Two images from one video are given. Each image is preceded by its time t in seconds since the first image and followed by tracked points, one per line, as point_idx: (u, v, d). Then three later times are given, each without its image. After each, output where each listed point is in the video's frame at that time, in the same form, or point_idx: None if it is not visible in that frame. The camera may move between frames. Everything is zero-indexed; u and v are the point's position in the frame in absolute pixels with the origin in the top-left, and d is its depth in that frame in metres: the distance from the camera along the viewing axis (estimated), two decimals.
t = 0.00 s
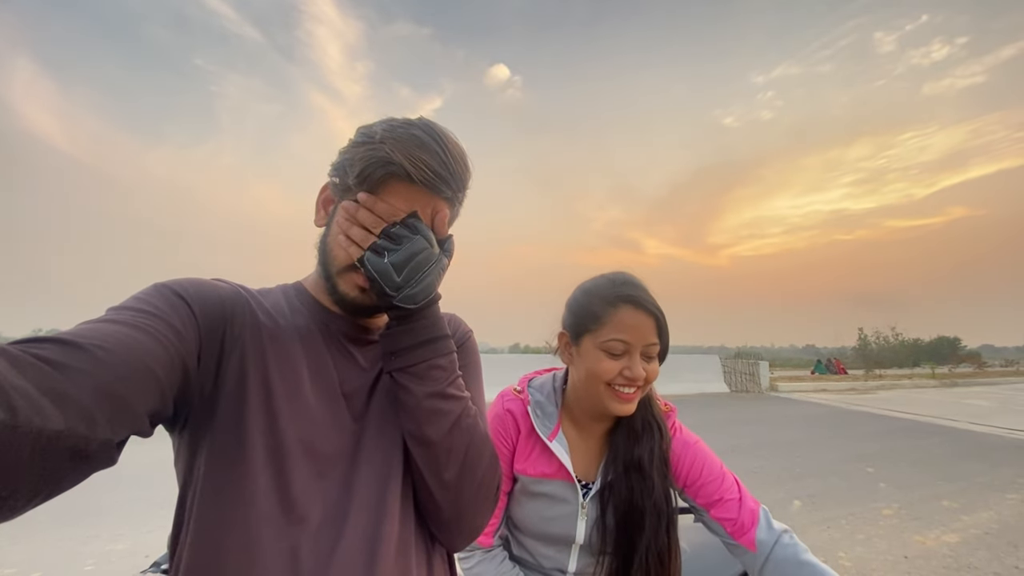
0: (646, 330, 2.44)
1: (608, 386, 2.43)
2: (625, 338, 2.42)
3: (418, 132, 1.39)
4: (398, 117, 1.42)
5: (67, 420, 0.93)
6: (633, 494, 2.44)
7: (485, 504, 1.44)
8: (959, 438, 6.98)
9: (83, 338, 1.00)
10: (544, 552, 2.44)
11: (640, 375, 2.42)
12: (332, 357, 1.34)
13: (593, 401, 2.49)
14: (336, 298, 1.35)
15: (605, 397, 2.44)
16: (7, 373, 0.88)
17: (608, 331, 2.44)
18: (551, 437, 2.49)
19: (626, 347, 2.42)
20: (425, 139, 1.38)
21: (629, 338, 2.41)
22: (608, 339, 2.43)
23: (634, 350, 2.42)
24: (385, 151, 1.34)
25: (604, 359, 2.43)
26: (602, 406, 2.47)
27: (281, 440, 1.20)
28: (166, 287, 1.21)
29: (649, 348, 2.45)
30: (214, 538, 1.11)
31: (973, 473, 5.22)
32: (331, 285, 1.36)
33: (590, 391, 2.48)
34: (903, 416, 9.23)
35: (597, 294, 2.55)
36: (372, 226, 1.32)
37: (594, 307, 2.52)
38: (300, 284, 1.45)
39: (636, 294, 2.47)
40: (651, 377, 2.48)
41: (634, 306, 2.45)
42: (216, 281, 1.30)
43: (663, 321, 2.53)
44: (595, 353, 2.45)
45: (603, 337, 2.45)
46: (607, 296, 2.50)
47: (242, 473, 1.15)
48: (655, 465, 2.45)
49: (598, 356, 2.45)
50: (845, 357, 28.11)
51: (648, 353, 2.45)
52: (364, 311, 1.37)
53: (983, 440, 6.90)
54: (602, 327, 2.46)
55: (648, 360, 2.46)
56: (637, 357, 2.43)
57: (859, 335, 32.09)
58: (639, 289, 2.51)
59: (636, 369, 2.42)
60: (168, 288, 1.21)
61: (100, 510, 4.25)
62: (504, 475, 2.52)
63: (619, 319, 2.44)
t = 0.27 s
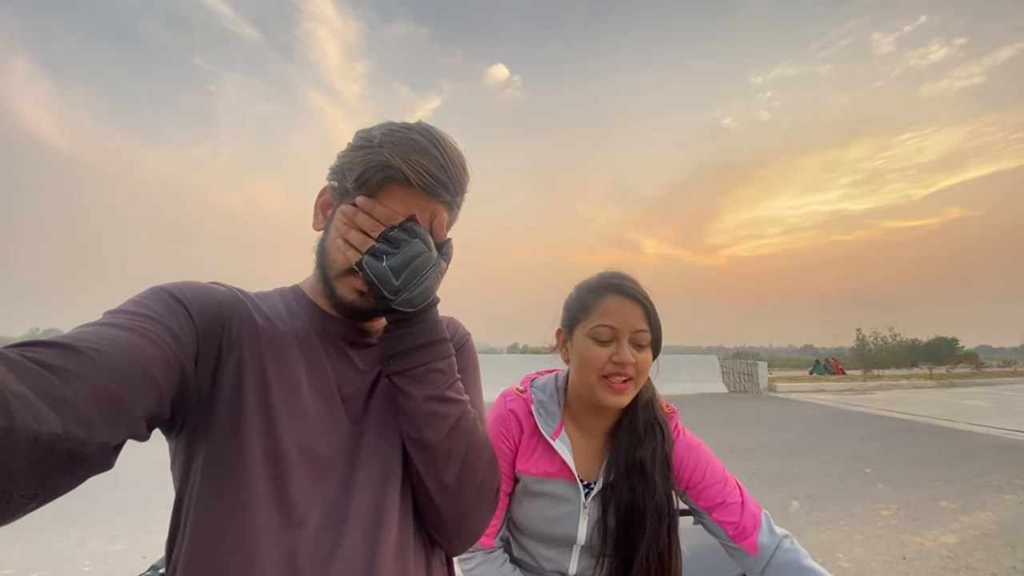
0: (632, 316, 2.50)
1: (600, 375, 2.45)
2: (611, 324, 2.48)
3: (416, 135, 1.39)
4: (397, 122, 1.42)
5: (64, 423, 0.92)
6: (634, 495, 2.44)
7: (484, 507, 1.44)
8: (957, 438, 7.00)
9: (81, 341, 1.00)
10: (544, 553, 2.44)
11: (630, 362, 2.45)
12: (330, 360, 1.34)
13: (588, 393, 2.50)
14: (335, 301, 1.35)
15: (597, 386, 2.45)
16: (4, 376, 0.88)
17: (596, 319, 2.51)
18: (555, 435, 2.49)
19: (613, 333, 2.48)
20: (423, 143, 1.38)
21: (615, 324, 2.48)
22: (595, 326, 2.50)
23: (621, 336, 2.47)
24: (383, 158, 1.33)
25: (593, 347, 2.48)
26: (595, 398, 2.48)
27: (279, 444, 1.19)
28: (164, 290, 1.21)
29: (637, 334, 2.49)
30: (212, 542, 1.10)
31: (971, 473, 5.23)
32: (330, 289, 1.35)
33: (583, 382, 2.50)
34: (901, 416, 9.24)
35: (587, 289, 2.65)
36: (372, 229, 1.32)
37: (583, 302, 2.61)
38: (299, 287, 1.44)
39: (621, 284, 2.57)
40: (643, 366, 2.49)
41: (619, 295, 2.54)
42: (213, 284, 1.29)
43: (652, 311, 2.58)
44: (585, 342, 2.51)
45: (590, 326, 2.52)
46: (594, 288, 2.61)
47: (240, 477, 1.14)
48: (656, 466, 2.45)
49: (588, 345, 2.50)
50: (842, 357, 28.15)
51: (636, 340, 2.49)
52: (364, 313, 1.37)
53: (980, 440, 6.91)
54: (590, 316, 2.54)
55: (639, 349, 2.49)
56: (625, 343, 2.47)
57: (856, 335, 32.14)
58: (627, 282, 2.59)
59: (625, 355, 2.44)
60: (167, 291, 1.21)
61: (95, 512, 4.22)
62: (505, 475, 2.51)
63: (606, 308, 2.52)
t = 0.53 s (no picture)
0: (639, 317, 2.50)
1: (608, 376, 2.45)
2: (619, 325, 2.48)
3: (417, 137, 1.38)
4: (397, 123, 1.42)
5: (62, 422, 0.92)
6: (640, 495, 2.44)
7: (484, 507, 1.44)
8: (955, 438, 7.01)
9: (80, 341, 0.99)
10: (545, 554, 2.44)
11: (639, 363, 2.45)
12: (330, 361, 1.34)
13: (596, 394, 2.49)
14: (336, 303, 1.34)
15: (605, 387, 2.45)
16: (3, 375, 0.87)
17: (603, 321, 2.51)
18: (560, 435, 2.49)
19: (621, 334, 2.48)
20: (424, 145, 1.37)
21: (623, 325, 2.48)
22: (603, 327, 2.50)
23: (629, 337, 2.48)
24: (383, 157, 1.33)
25: (600, 347, 2.48)
26: (603, 399, 2.48)
27: (278, 443, 1.19)
28: (163, 290, 1.20)
29: (644, 335, 2.49)
30: (210, 541, 1.10)
31: (969, 473, 5.24)
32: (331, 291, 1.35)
33: (590, 382, 2.49)
34: (899, 417, 9.26)
35: (592, 290, 2.65)
36: (372, 229, 1.31)
37: (589, 303, 2.61)
38: (298, 287, 1.44)
39: (626, 285, 2.57)
40: (651, 366, 2.49)
41: (626, 296, 2.55)
42: (213, 284, 1.29)
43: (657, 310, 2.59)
44: (592, 343, 2.51)
45: (598, 327, 2.52)
46: (600, 289, 2.61)
47: (238, 477, 1.14)
48: (662, 465, 2.45)
49: (595, 346, 2.50)
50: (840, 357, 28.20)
51: (644, 340, 2.49)
52: (365, 314, 1.36)
53: (978, 440, 6.93)
54: (597, 318, 2.54)
55: (646, 349, 2.50)
56: (633, 344, 2.47)
57: (854, 335, 32.20)
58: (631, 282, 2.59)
59: (634, 356, 2.45)
60: (165, 291, 1.20)
61: (95, 511, 4.22)
62: (509, 475, 2.52)
63: (613, 309, 2.52)
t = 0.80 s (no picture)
0: (643, 321, 2.50)
1: (613, 381, 2.44)
2: (623, 330, 2.47)
3: (417, 139, 1.38)
4: (397, 124, 1.41)
5: (60, 424, 0.91)
6: (645, 498, 2.45)
7: (485, 508, 1.44)
8: (953, 440, 7.02)
9: (79, 342, 0.99)
10: (547, 559, 2.44)
11: (642, 368, 2.45)
12: (330, 362, 1.33)
13: (598, 397, 2.49)
14: (336, 305, 1.34)
15: (609, 392, 2.45)
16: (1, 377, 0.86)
17: (609, 325, 2.50)
18: (562, 441, 2.49)
19: (626, 339, 2.47)
20: (424, 146, 1.37)
21: (628, 331, 2.47)
22: (609, 331, 2.49)
23: (634, 342, 2.47)
24: (384, 158, 1.33)
25: (605, 352, 2.47)
26: (607, 403, 2.47)
27: (277, 445, 1.19)
28: (162, 291, 1.20)
29: (649, 340, 2.49)
30: (209, 543, 1.09)
31: (967, 474, 5.25)
32: (330, 293, 1.34)
33: (593, 386, 2.49)
34: (897, 418, 9.27)
35: (595, 292, 2.64)
36: (371, 232, 1.31)
37: (592, 305, 2.60)
38: (298, 288, 1.44)
39: (628, 288, 2.56)
40: (654, 372, 2.50)
41: (631, 300, 2.53)
42: (212, 285, 1.28)
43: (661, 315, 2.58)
44: (596, 347, 2.49)
45: (603, 330, 2.51)
46: (604, 292, 2.59)
47: (238, 478, 1.14)
48: (668, 470, 2.46)
49: (599, 350, 2.49)
50: (839, 358, 28.23)
51: (648, 344, 2.49)
52: (365, 316, 1.36)
53: (976, 442, 6.94)
54: (602, 322, 2.52)
55: (650, 354, 2.50)
56: (637, 348, 2.46)
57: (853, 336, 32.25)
58: (635, 285, 2.59)
59: (638, 360, 2.44)
60: (165, 292, 1.20)
61: (93, 512, 4.20)
62: (510, 481, 2.50)
63: (617, 312, 2.51)
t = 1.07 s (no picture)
0: (637, 320, 2.51)
1: (606, 377, 2.45)
2: (617, 329, 2.49)
3: (418, 140, 1.38)
4: (398, 126, 1.41)
5: (63, 425, 0.91)
6: (636, 504, 2.45)
7: (485, 509, 1.43)
8: (954, 442, 7.02)
9: (82, 342, 0.99)
10: (543, 563, 2.44)
11: (636, 366, 2.45)
12: (331, 363, 1.33)
13: (592, 396, 2.50)
14: (336, 306, 1.34)
15: (603, 389, 2.45)
16: (4, 377, 0.86)
17: (602, 324, 2.52)
18: (556, 444, 2.48)
19: (619, 337, 2.49)
20: (424, 148, 1.37)
21: (621, 328, 2.49)
22: (602, 329, 2.51)
23: (627, 341, 2.48)
24: (385, 159, 1.33)
25: (599, 349, 2.49)
26: (600, 400, 2.48)
27: (279, 445, 1.18)
28: (164, 291, 1.20)
29: (643, 339, 2.50)
30: (211, 543, 1.09)
31: (967, 477, 5.25)
32: (331, 294, 1.34)
33: (587, 384, 2.50)
34: (897, 420, 9.27)
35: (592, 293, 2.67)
36: (371, 233, 1.31)
37: (588, 305, 2.63)
38: (299, 289, 1.43)
39: (623, 288, 2.59)
40: (649, 371, 2.49)
41: (625, 300, 2.56)
42: (214, 286, 1.28)
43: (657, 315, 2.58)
44: (590, 345, 2.52)
45: (596, 329, 2.53)
46: (600, 292, 2.63)
47: (240, 478, 1.13)
48: (658, 475, 2.46)
49: (593, 348, 2.51)
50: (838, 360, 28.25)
51: (642, 344, 2.50)
52: (365, 317, 1.35)
53: (977, 444, 6.94)
54: (597, 319, 2.56)
55: (645, 354, 2.50)
56: (631, 347, 2.47)
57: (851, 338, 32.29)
58: (630, 286, 2.61)
59: (631, 358, 2.45)
60: (167, 293, 1.20)
61: (92, 513, 4.20)
62: (506, 484, 2.52)
63: (611, 312, 2.53)
